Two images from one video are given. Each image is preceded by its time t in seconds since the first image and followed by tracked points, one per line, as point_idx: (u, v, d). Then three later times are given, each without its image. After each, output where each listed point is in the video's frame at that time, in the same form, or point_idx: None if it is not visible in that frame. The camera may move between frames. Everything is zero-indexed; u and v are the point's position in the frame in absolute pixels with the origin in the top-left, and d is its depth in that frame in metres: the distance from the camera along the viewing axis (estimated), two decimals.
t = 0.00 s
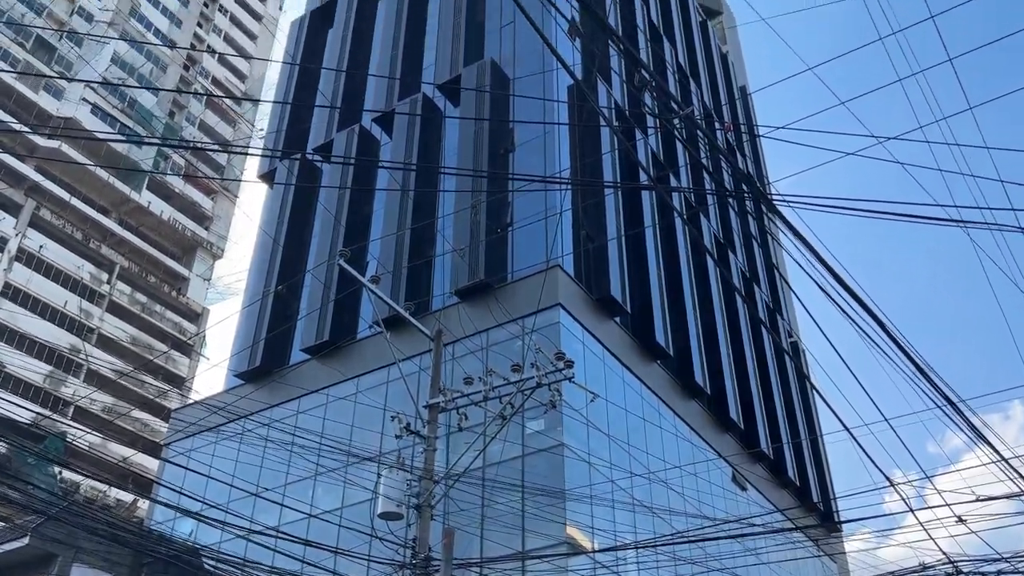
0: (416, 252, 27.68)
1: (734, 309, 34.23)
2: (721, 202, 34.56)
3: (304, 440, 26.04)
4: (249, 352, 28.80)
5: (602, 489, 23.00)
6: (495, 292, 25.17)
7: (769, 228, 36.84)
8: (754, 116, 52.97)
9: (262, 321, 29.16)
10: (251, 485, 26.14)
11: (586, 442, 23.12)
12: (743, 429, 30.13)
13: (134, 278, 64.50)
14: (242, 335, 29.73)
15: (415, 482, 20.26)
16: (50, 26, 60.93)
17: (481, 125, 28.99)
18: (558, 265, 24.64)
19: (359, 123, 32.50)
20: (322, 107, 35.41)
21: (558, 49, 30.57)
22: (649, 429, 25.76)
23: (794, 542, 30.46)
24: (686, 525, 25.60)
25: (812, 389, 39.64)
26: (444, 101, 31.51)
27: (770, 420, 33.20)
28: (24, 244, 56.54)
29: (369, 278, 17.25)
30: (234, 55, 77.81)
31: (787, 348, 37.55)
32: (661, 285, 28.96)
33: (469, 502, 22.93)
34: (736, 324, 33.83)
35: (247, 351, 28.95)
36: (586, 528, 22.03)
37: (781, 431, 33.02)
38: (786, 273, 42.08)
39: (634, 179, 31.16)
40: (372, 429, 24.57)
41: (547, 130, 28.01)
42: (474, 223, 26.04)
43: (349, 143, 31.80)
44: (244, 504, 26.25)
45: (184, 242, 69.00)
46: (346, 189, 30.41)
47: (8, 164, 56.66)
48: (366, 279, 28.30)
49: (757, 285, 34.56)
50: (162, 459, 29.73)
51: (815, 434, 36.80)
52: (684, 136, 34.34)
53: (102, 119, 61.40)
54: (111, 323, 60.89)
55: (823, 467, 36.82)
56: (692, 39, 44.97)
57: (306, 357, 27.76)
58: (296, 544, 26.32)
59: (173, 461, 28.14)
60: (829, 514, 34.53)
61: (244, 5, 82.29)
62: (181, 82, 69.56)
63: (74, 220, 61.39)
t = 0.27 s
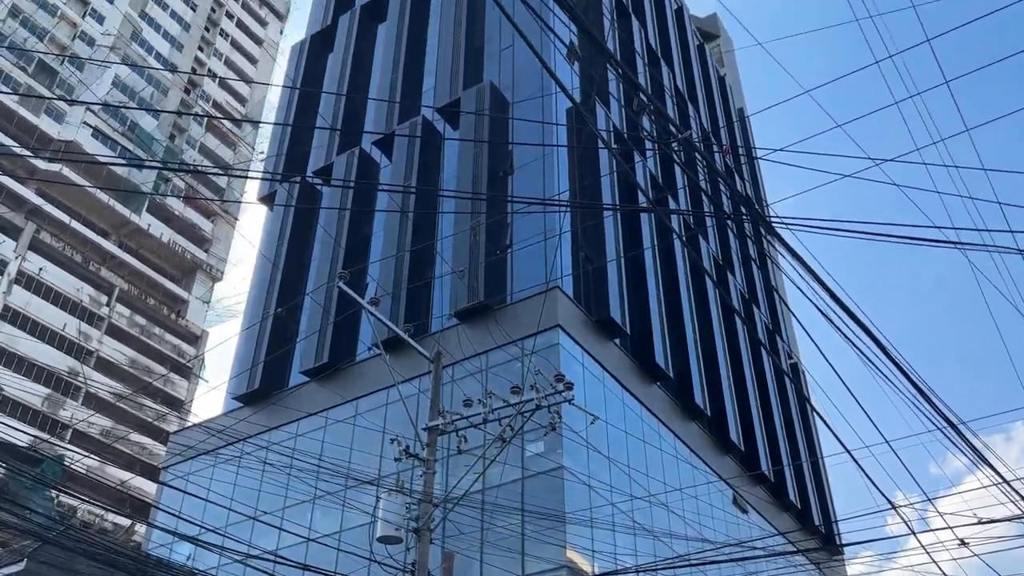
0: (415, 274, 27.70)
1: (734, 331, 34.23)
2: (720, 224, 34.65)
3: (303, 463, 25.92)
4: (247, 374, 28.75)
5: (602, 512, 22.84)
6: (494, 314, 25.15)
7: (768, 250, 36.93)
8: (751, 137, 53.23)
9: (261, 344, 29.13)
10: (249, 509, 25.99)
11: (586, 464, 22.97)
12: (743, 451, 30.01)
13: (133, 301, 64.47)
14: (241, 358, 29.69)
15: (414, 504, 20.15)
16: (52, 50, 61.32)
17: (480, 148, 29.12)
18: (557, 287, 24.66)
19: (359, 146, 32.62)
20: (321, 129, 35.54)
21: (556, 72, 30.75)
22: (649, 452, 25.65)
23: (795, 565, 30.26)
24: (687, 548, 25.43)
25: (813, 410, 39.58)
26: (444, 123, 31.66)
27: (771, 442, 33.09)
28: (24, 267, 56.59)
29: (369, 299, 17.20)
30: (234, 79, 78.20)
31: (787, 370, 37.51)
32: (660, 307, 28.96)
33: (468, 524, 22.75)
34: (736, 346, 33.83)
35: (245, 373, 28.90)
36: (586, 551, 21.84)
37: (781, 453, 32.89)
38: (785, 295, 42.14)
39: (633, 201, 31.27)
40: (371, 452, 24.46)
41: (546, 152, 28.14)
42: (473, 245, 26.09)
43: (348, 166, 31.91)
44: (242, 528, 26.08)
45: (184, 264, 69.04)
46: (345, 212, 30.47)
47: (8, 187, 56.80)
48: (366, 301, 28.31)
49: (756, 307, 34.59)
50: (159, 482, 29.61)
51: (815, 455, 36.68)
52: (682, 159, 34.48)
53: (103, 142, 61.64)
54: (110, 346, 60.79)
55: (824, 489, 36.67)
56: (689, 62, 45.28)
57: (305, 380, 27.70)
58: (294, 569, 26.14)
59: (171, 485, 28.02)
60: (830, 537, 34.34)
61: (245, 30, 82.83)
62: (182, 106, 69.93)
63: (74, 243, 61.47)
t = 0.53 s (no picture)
0: (415, 296, 27.71)
1: (734, 353, 34.20)
2: (719, 246, 34.71)
3: (302, 487, 25.80)
4: (247, 398, 28.68)
5: (602, 536, 22.67)
6: (494, 336, 25.13)
7: (767, 272, 36.98)
8: (749, 159, 53.45)
9: (260, 367, 29.08)
10: (248, 534, 25.85)
11: (586, 487, 22.82)
12: (744, 473, 29.89)
13: (133, 324, 64.42)
14: (240, 382, 29.63)
15: (413, 529, 20.06)
16: (53, 75, 61.72)
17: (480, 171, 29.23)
18: (557, 308, 24.65)
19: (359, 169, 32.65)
20: (321, 152, 35.67)
21: (555, 95, 30.89)
22: (649, 475, 25.51)
23: None
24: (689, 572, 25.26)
25: (813, 432, 39.49)
26: (443, 146, 31.77)
27: (772, 464, 32.98)
28: (23, 290, 56.61)
29: (368, 321, 17.13)
30: (234, 103, 78.61)
31: (788, 393, 37.47)
32: (660, 329, 28.94)
33: (468, 548, 22.58)
34: (736, 368, 33.80)
35: (245, 397, 28.83)
36: None
37: (782, 476, 32.76)
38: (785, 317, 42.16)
39: (632, 224, 31.35)
40: (370, 476, 24.34)
41: (544, 175, 28.21)
42: (472, 267, 26.08)
43: (348, 189, 32.00)
44: (240, 552, 25.92)
45: (183, 286, 69.05)
46: (345, 235, 30.53)
47: (8, 211, 56.90)
48: (365, 324, 28.29)
49: (756, 329, 34.59)
50: (157, 507, 29.50)
51: (817, 478, 36.55)
52: (681, 181, 34.60)
53: (103, 166, 61.88)
54: (109, 369, 60.65)
55: (826, 512, 36.49)
56: (687, 85, 45.59)
57: (304, 403, 27.64)
58: None
59: (169, 509, 27.91)
60: (832, 560, 34.15)
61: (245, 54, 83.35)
62: (182, 129, 70.27)
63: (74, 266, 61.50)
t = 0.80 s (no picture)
0: (415, 319, 27.68)
1: (734, 375, 34.15)
2: (718, 268, 34.75)
3: (300, 512, 25.65)
4: (245, 421, 28.56)
5: (603, 560, 22.49)
6: (494, 358, 25.07)
7: (766, 294, 37.00)
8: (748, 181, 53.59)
9: (259, 390, 28.99)
10: (246, 559, 25.68)
11: (587, 511, 22.65)
12: (746, 495, 29.74)
13: (132, 347, 64.31)
14: (238, 405, 29.53)
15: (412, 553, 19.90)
16: (54, 99, 62.06)
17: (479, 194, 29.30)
18: (557, 330, 24.63)
19: (359, 192, 32.82)
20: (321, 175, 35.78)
21: (553, 118, 31.03)
22: (651, 497, 25.35)
23: None
24: None
25: (814, 454, 39.33)
26: (442, 169, 31.86)
27: (773, 486, 32.83)
28: (22, 314, 56.57)
29: (368, 345, 16.86)
30: (234, 127, 78.95)
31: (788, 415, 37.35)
32: (660, 351, 28.90)
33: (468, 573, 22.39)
34: (736, 390, 33.73)
35: (243, 420, 28.71)
36: None
37: (784, 498, 32.60)
38: (785, 339, 42.14)
39: (631, 245, 31.40)
40: (369, 500, 24.20)
41: (543, 197, 28.28)
42: (472, 289, 26.06)
43: (348, 212, 32.07)
44: None
45: (182, 309, 69.01)
46: (344, 257, 30.55)
47: (8, 234, 56.97)
48: (365, 346, 28.26)
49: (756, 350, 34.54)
50: (155, 532, 29.34)
51: (819, 500, 36.35)
52: (679, 204, 34.69)
53: (104, 189, 62.07)
54: (107, 393, 60.46)
55: (828, 535, 36.27)
56: (685, 108, 45.81)
57: (303, 426, 27.55)
58: None
59: (167, 534, 27.75)
60: None
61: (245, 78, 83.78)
62: (183, 153, 70.56)
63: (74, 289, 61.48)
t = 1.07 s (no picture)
0: (414, 340, 27.64)
1: (734, 396, 34.08)
2: (718, 289, 34.78)
3: (299, 536, 25.47)
4: (244, 444, 28.41)
5: None
6: (493, 379, 25.00)
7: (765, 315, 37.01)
8: (746, 202, 53.72)
9: (258, 412, 28.88)
10: None
11: (588, 533, 22.45)
12: (747, 517, 29.57)
13: (131, 370, 64.13)
14: (237, 428, 29.40)
15: None
16: (54, 123, 62.30)
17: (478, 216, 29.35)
18: (556, 351, 24.60)
19: (358, 215, 32.90)
20: (320, 198, 35.88)
21: (552, 141, 31.18)
22: (652, 519, 25.17)
23: None
24: None
25: (816, 476, 39.16)
26: (441, 191, 31.96)
27: (774, 508, 32.67)
28: (21, 337, 56.40)
29: (367, 366, 16.71)
30: (234, 150, 79.24)
31: (789, 437, 37.23)
32: (660, 372, 28.84)
33: None
34: (737, 411, 33.62)
35: (241, 443, 28.57)
36: None
37: (785, 520, 32.42)
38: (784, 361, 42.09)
39: (630, 266, 31.42)
40: (368, 523, 24.04)
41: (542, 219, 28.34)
42: (471, 311, 26.01)
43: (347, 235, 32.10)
44: None
45: (181, 332, 68.91)
46: (343, 279, 30.58)
47: (8, 258, 56.95)
48: (364, 368, 28.20)
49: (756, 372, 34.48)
50: (153, 556, 29.16)
51: (820, 522, 36.15)
52: (678, 225, 34.78)
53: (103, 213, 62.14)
54: (106, 416, 60.20)
55: (831, 557, 36.03)
56: (683, 129, 46.03)
57: (302, 449, 27.44)
58: None
59: (165, 559, 27.58)
60: None
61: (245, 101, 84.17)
62: (182, 176, 70.77)
63: (73, 312, 61.40)
